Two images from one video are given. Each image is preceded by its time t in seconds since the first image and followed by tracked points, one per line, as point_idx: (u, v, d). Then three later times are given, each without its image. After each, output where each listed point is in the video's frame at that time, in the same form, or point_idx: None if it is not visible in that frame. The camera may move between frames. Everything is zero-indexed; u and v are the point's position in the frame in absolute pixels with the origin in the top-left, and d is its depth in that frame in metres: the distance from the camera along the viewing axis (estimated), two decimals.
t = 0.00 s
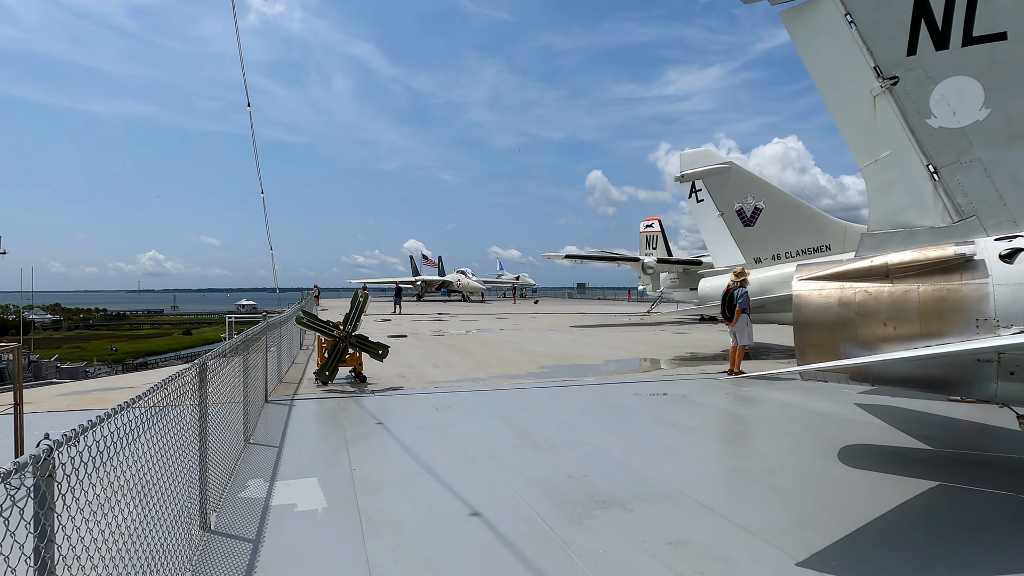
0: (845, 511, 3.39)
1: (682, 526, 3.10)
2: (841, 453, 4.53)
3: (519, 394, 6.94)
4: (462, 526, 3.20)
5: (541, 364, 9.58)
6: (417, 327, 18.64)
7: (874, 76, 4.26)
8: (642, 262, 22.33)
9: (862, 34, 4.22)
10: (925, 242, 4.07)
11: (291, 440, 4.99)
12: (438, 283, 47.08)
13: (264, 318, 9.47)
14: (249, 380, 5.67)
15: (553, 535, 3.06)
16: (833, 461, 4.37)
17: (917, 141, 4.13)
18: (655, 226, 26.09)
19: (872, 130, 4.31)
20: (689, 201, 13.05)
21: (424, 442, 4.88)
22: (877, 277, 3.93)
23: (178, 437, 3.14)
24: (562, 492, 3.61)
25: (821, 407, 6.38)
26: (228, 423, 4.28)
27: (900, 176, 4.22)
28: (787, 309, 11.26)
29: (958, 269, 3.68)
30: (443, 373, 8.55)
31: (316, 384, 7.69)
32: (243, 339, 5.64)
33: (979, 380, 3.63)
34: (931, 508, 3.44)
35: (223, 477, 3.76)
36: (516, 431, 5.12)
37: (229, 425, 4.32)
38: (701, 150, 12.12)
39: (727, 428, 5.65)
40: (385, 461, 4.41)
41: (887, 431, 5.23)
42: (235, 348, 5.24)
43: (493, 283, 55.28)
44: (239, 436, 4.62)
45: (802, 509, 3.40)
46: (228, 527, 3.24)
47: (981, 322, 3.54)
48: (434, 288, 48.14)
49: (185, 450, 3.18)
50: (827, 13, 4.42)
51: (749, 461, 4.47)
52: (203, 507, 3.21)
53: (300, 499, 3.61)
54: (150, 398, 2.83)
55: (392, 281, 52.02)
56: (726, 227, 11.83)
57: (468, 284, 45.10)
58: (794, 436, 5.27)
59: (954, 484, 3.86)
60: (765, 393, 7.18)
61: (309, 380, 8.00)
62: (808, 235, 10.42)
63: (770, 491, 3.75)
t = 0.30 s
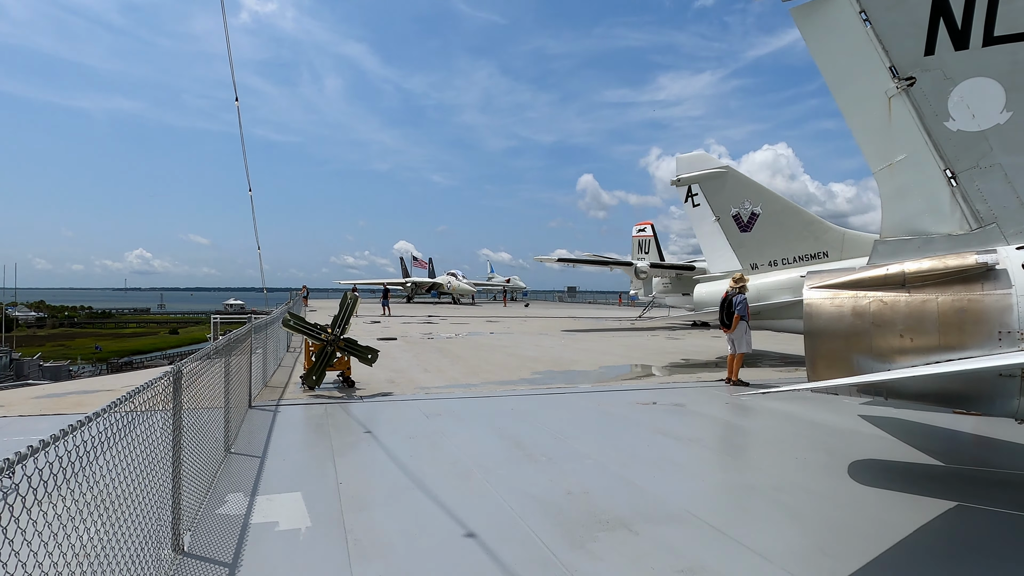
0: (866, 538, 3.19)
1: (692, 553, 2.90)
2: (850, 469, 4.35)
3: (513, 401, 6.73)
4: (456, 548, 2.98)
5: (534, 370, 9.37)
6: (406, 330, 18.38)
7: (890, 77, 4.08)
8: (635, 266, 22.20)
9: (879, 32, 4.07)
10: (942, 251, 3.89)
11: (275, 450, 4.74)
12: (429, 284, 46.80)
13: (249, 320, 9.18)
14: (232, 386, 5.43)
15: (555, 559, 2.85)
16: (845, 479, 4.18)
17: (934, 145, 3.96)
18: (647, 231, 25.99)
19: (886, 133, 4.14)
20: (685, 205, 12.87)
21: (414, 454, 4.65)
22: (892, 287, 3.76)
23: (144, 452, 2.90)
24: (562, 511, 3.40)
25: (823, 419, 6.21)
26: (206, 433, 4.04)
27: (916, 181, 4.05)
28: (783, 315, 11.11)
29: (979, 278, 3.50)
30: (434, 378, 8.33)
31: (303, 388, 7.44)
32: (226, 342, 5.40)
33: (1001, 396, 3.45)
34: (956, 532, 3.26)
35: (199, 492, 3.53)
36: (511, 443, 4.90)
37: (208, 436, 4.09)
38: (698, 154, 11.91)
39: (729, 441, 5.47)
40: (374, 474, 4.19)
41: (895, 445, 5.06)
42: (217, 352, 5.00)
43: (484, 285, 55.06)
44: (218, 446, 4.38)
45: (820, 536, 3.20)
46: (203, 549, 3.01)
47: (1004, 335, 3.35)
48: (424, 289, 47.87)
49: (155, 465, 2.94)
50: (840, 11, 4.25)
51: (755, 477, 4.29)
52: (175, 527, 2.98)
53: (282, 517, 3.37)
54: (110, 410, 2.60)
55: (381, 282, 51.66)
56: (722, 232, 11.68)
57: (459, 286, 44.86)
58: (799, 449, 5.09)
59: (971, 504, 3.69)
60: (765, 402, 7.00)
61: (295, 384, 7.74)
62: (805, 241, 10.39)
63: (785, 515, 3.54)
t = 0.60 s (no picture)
0: (898, 562, 2.98)
1: None
2: (870, 486, 4.16)
3: (514, 406, 6.52)
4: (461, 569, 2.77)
5: (533, 374, 9.17)
6: (401, 332, 18.13)
7: (916, 74, 3.90)
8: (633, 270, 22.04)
9: (905, 28, 3.89)
10: (971, 257, 3.71)
11: (266, 457, 4.52)
12: (424, 286, 46.56)
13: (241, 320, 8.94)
14: (222, 390, 5.20)
15: None
16: (869, 497, 3.97)
17: (963, 145, 3.77)
18: (645, 234, 25.86)
19: (911, 133, 3.95)
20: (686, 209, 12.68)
21: (413, 463, 4.44)
22: (919, 293, 3.58)
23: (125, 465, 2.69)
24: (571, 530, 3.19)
25: (833, 429, 6.02)
26: (193, 441, 3.83)
27: (944, 183, 3.86)
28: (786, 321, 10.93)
29: (1012, 285, 3.31)
30: (430, 382, 8.11)
31: (296, 392, 7.21)
32: (217, 343, 5.18)
33: None
34: (994, 556, 3.05)
35: (183, 504, 3.32)
36: (514, 452, 4.69)
37: (195, 443, 3.87)
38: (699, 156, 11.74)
39: (739, 452, 5.27)
40: (372, 484, 3.97)
41: (912, 458, 4.87)
42: (208, 354, 4.77)
43: (479, 287, 54.88)
44: (206, 453, 4.16)
45: (849, 559, 2.99)
46: (187, 569, 2.79)
47: None
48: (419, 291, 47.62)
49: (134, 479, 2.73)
50: (864, 5, 4.07)
51: (771, 491, 4.09)
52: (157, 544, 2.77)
53: (273, 532, 3.16)
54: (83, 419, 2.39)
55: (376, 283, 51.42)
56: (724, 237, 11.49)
57: (454, 288, 44.64)
58: (813, 461, 4.89)
59: (1003, 523, 3.50)
60: (773, 411, 6.80)
61: (288, 387, 7.49)
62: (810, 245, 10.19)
63: (810, 535, 3.33)
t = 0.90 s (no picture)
0: None
1: None
2: (901, 509, 3.96)
3: (519, 418, 6.30)
4: None
5: (537, 384, 8.95)
6: (400, 338, 17.89)
7: (953, 74, 3.70)
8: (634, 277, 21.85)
9: (941, 27, 3.70)
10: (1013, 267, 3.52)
11: (262, 473, 4.28)
12: (422, 292, 46.32)
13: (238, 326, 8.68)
14: (218, 401, 4.97)
15: None
16: (905, 523, 3.74)
17: (1004, 150, 3.58)
18: (646, 242, 25.70)
19: (947, 137, 3.75)
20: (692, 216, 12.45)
21: (418, 481, 4.20)
22: (957, 306, 3.39)
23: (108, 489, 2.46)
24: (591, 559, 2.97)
25: (852, 445, 5.81)
26: (186, 456, 3.60)
27: (982, 191, 3.67)
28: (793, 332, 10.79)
29: None
30: (432, 392, 7.88)
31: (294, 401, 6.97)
32: (212, 351, 4.95)
33: None
34: None
35: (174, 528, 3.09)
36: (525, 469, 4.46)
37: (188, 459, 3.64)
38: (707, 163, 11.52)
39: (757, 470, 5.05)
40: (375, 504, 3.74)
41: (939, 478, 4.67)
42: (203, 363, 4.55)
43: (478, 294, 54.66)
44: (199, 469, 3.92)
45: None
46: None
47: None
48: (418, 297, 47.38)
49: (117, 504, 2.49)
50: (897, 3, 3.88)
51: (798, 514, 3.87)
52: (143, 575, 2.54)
53: (271, 559, 2.93)
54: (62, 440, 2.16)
55: (375, 288, 51.18)
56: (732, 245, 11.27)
57: (453, 294, 44.41)
58: (837, 482, 4.67)
59: None
60: (788, 425, 6.57)
61: (286, 396, 7.26)
62: (819, 255, 10.02)
63: (847, 565, 3.11)
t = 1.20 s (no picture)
0: None
1: None
2: (938, 528, 3.74)
3: (530, 427, 6.09)
4: None
5: (547, 391, 8.74)
6: (407, 343, 17.70)
7: (999, 68, 3.50)
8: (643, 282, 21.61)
9: (985, 19, 3.50)
10: None
11: (264, 485, 4.08)
12: (428, 295, 46.17)
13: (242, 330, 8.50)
14: (219, 408, 4.78)
15: None
16: (945, 545, 3.50)
17: None
18: (655, 246, 25.46)
19: (991, 135, 3.54)
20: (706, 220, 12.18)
21: (426, 494, 3.99)
22: (1006, 314, 3.39)
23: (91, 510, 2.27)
24: None
25: (878, 459, 5.57)
26: (182, 469, 3.40)
27: None
28: (813, 338, 10.28)
29: None
30: (440, 398, 7.68)
31: (298, 407, 6.78)
32: (213, 356, 4.76)
33: None
34: None
35: (166, 547, 2.89)
36: (539, 483, 4.24)
37: (185, 471, 3.45)
38: (721, 166, 11.28)
39: (780, 484, 4.83)
40: (381, 521, 3.52)
41: (973, 495, 4.43)
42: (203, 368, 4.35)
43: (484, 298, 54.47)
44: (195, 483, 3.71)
45: None
46: None
47: None
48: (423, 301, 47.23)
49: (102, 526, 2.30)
50: None
51: (829, 534, 3.65)
52: None
53: None
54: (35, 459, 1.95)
55: (381, 292, 51.07)
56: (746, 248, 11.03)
57: (459, 298, 44.23)
58: (866, 499, 4.45)
59: None
60: (809, 436, 6.34)
61: (290, 403, 7.07)
62: (837, 261, 9.79)
63: None
